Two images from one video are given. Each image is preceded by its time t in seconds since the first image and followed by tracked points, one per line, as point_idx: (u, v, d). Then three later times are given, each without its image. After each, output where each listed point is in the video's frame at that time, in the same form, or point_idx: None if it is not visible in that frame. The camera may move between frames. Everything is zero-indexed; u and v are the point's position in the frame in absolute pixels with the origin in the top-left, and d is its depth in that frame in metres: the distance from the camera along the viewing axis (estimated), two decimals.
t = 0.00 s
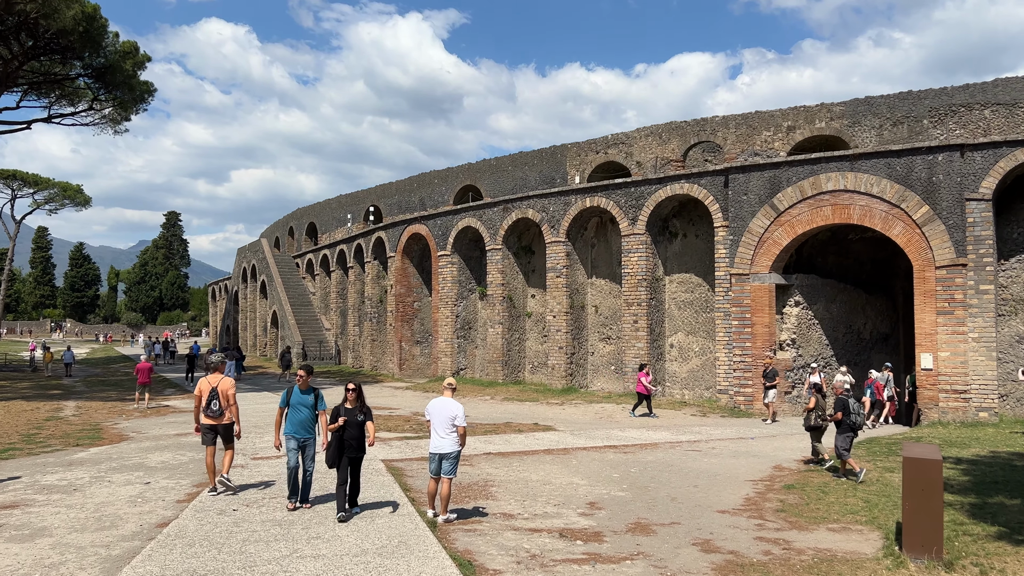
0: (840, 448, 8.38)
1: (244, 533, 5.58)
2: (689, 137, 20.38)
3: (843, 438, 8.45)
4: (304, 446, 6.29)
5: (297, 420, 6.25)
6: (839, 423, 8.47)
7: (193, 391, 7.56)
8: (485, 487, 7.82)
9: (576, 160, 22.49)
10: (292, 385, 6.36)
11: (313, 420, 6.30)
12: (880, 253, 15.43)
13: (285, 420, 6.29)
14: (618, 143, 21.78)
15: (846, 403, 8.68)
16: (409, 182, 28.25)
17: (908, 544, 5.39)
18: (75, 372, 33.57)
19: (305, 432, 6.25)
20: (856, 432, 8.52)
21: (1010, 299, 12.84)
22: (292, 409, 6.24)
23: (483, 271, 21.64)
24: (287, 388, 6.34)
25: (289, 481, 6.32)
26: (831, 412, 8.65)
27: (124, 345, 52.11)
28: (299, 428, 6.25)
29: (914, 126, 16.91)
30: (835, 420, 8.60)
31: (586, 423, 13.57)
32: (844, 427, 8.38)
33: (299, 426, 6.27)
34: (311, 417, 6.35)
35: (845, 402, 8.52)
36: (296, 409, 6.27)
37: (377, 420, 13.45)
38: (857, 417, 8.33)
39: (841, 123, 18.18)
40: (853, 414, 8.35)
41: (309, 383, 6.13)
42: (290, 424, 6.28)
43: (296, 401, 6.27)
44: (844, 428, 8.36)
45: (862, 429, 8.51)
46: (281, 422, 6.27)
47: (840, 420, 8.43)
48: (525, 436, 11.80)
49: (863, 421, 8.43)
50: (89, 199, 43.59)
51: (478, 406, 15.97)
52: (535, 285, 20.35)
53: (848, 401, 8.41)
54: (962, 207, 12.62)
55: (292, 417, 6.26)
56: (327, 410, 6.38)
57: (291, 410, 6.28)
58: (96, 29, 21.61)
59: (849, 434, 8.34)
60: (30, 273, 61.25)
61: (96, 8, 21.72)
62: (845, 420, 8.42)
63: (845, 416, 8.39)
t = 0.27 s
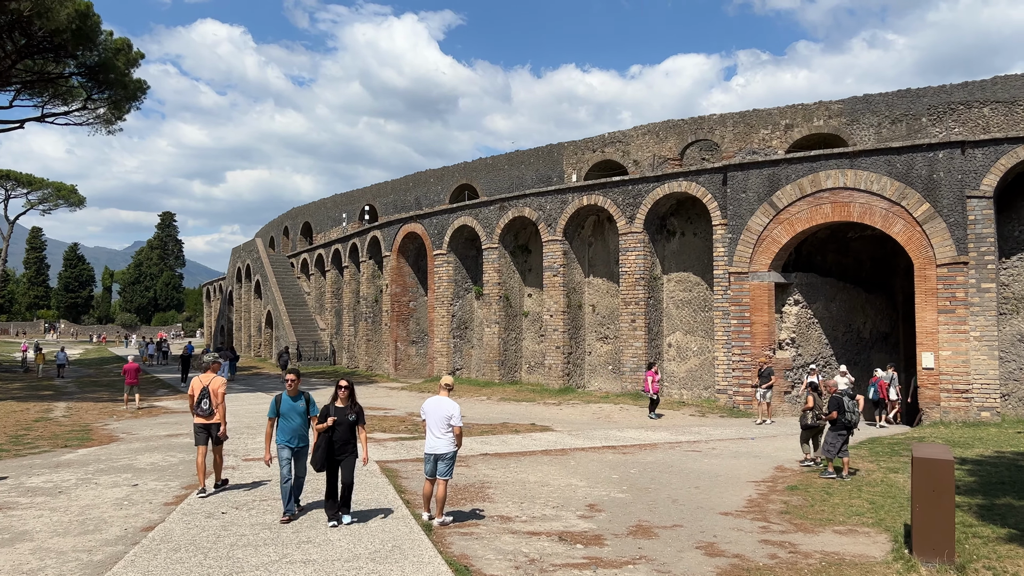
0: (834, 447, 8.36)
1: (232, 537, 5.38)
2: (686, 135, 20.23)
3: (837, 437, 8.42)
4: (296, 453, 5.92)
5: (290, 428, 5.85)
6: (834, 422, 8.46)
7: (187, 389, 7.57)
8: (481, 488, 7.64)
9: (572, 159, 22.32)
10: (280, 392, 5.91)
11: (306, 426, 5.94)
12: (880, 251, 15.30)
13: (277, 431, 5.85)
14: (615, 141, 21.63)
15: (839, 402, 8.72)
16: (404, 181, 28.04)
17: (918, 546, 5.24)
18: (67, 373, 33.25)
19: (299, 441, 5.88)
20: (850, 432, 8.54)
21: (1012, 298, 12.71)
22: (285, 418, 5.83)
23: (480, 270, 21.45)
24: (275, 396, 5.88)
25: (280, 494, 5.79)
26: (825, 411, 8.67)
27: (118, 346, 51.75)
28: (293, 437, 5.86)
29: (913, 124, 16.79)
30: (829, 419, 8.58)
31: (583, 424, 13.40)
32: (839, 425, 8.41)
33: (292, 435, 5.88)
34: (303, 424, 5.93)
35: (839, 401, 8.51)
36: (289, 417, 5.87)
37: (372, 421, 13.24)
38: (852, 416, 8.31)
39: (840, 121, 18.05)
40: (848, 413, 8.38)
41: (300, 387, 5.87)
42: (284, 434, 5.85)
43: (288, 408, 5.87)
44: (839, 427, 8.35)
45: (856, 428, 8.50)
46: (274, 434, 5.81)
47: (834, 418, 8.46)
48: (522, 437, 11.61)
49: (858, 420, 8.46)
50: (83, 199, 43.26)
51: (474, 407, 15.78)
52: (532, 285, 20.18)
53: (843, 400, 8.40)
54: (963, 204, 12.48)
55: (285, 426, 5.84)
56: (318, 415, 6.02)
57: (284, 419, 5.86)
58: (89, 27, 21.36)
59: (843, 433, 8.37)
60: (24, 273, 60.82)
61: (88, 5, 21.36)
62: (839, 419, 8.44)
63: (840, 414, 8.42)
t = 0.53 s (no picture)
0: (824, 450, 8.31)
1: (220, 547, 5.19)
2: (683, 137, 20.14)
3: (826, 440, 8.38)
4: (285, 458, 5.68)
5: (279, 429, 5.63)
6: (824, 426, 8.42)
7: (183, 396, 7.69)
8: (478, 495, 7.47)
9: (568, 161, 22.19)
10: (265, 393, 5.69)
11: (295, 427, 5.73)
12: (879, 253, 15.19)
13: (266, 433, 5.60)
14: (611, 143, 21.52)
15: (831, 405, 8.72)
16: (399, 183, 27.87)
17: (928, 554, 5.09)
18: (58, 377, 32.89)
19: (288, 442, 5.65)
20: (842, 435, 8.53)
21: (1012, 300, 12.61)
22: (273, 418, 5.60)
23: (475, 273, 21.27)
24: (260, 398, 5.66)
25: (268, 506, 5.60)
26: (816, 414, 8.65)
27: (110, 350, 51.34)
28: (281, 439, 5.63)
29: (911, 125, 16.71)
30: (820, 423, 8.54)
31: (580, 428, 13.23)
32: (829, 429, 8.39)
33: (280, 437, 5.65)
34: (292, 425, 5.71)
35: (830, 404, 8.48)
36: (276, 417, 5.65)
37: (366, 425, 13.04)
38: (842, 420, 8.27)
39: (837, 123, 17.97)
40: (838, 416, 8.36)
41: (287, 386, 5.68)
42: (272, 436, 5.61)
43: (275, 408, 5.65)
44: (829, 430, 8.31)
45: (847, 432, 8.46)
46: (261, 437, 5.57)
47: (824, 422, 8.43)
48: (518, 441, 11.44)
49: (849, 424, 8.43)
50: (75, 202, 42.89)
51: (470, 411, 15.60)
52: (528, 287, 20.01)
53: (834, 403, 8.37)
54: (963, 205, 12.39)
55: (273, 427, 5.61)
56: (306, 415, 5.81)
57: (271, 420, 5.62)
58: (81, 27, 21.07)
59: (834, 437, 8.35)
60: (16, 277, 60.32)
61: (80, 5, 21.01)
62: (830, 423, 8.41)
63: (830, 418, 8.40)
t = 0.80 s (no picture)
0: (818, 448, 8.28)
1: (209, 555, 5.01)
2: (682, 137, 20.01)
3: (820, 439, 8.37)
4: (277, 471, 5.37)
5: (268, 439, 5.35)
6: (817, 424, 8.42)
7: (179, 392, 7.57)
8: (476, 499, 7.29)
9: (566, 161, 22.04)
10: (258, 398, 5.46)
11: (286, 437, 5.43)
12: (880, 254, 15.06)
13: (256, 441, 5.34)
14: (609, 143, 21.38)
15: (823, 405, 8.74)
16: (396, 184, 27.69)
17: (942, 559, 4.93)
18: (51, 379, 32.61)
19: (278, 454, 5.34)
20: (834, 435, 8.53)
21: (1016, 300, 12.47)
22: (262, 426, 5.32)
23: (472, 273, 21.09)
24: (252, 402, 5.44)
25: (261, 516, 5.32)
26: (807, 413, 8.64)
27: (106, 352, 51.04)
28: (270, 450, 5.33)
29: (912, 125, 16.60)
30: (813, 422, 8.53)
31: (580, 430, 13.06)
32: (820, 427, 8.39)
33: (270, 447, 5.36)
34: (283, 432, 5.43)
35: (823, 403, 8.49)
36: (266, 425, 5.36)
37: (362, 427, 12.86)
38: (835, 418, 8.27)
39: (837, 123, 17.85)
40: (829, 414, 8.38)
41: (280, 392, 5.43)
42: (262, 444, 5.33)
43: (265, 416, 5.37)
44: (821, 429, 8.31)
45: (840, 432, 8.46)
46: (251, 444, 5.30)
47: (816, 420, 8.44)
48: (517, 443, 11.26)
49: (841, 422, 8.42)
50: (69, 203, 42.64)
51: (467, 412, 15.42)
52: (526, 288, 19.85)
53: (827, 402, 8.39)
54: (966, 205, 12.25)
55: (262, 436, 5.34)
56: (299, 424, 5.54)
57: (262, 427, 5.35)
58: (75, 26, 20.81)
59: (826, 434, 8.34)
60: (10, 279, 59.97)
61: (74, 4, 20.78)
62: (821, 421, 8.41)
63: (822, 416, 8.41)
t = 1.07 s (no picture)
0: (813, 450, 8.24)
1: (198, 567, 4.82)
2: (680, 139, 19.92)
3: (814, 443, 8.35)
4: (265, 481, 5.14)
5: (255, 445, 5.13)
6: (811, 427, 8.41)
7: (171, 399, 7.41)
8: (474, 506, 7.13)
9: (564, 163, 21.91)
10: (252, 401, 5.31)
11: (276, 445, 5.17)
12: (880, 256, 14.96)
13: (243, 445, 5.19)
14: (607, 145, 21.27)
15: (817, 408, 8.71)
16: (392, 186, 27.53)
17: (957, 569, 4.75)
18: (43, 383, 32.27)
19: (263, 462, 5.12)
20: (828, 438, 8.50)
21: (1018, 303, 12.37)
22: (250, 429, 5.15)
23: (469, 276, 20.92)
24: (244, 406, 5.29)
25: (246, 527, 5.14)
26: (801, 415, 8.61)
27: (99, 356, 50.64)
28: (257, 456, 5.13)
29: (911, 127, 16.52)
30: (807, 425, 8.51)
31: (578, 434, 12.89)
32: (815, 430, 8.37)
33: (258, 454, 5.16)
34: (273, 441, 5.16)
35: (818, 406, 8.47)
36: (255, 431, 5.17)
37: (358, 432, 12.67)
38: (829, 421, 8.26)
39: (837, 125, 17.77)
40: (823, 417, 8.35)
41: (274, 397, 5.20)
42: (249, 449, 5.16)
43: (256, 420, 5.18)
44: (816, 431, 8.31)
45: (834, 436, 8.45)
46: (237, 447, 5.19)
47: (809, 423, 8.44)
48: (515, 448, 11.08)
49: (834, 426, 8.40)
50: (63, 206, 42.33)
51: (464, 417, 15.22)
52: (523, 291, 19.68)
53: (822, 404, 8.39)
54: (968, 207, 12.15)
55: (251, 439, 5.16)
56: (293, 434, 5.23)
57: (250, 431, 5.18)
58: (69, 27, 20.57)
59: (821, 438, 8.31)
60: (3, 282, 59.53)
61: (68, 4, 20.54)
62: (815, 424, 8.40)
63: (816, 419, 8.41)
